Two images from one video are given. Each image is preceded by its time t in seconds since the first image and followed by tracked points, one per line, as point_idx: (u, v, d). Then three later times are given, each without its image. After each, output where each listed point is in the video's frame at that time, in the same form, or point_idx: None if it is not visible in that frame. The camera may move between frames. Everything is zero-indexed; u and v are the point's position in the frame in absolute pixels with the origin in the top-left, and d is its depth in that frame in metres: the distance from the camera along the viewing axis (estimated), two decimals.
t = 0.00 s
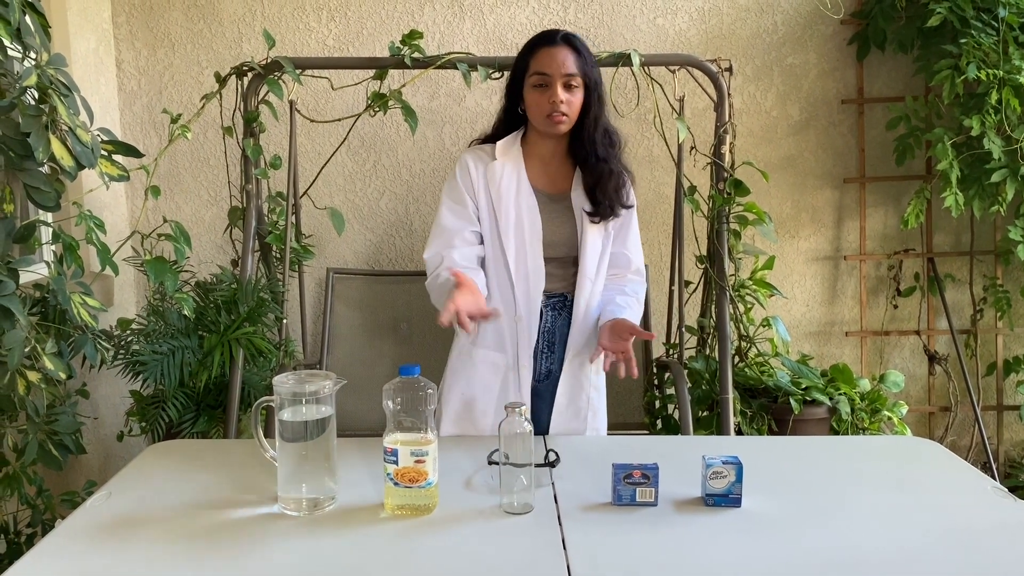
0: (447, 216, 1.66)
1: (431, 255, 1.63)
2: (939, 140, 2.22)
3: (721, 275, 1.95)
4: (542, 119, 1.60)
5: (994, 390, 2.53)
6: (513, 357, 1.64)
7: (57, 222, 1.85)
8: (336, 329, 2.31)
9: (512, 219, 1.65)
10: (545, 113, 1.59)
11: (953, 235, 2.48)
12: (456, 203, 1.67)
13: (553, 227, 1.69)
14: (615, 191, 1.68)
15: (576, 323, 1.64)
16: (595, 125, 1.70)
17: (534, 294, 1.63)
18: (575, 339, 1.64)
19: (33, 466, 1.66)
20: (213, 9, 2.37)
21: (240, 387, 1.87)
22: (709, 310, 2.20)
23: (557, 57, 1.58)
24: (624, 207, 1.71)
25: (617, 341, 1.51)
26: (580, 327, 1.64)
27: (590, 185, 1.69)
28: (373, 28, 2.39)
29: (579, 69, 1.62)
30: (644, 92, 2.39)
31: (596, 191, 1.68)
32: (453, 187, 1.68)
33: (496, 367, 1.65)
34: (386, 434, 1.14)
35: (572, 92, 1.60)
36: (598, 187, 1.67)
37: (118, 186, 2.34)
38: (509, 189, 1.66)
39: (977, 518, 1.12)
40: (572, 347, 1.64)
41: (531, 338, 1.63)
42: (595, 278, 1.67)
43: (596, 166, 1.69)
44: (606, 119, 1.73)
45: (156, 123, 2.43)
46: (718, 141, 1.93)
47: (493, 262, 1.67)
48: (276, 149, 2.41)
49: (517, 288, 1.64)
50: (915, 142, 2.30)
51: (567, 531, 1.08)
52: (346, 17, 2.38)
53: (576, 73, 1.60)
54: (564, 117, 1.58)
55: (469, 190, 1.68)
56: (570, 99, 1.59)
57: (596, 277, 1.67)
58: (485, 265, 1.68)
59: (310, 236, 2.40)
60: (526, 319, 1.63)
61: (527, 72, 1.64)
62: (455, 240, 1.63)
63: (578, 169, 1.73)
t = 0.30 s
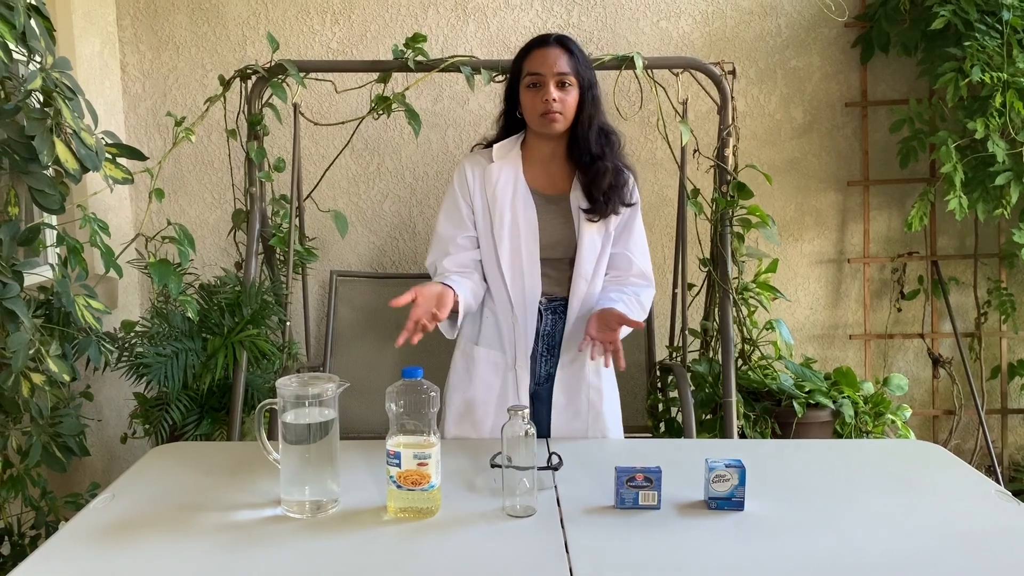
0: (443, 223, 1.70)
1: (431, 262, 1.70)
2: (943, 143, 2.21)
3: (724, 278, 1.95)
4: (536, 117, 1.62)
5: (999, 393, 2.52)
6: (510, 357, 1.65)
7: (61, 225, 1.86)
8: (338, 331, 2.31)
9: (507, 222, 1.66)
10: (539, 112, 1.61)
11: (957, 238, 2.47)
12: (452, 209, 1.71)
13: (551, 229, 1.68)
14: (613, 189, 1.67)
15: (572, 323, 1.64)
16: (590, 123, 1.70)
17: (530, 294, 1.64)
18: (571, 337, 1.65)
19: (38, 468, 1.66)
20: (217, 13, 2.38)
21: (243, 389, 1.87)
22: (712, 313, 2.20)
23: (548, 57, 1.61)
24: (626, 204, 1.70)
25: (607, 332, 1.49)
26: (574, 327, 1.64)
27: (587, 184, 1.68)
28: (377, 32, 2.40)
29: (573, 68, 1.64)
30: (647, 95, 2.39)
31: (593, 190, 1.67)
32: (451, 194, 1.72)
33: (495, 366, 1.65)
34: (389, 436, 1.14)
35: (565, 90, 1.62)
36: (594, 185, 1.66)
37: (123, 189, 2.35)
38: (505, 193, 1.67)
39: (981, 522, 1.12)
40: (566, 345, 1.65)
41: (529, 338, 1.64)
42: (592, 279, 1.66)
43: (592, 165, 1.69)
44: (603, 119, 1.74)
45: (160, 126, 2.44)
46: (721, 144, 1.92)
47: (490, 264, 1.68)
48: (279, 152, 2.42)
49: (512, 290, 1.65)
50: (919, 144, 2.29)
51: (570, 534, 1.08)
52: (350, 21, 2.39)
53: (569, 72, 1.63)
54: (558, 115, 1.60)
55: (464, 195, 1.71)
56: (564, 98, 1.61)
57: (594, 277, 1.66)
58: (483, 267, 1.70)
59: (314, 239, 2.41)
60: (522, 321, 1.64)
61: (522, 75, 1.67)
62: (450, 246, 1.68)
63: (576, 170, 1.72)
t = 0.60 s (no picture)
0: (444, 226, 1.71)
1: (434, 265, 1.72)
2: (944, 145, 2.21)
3: (726, 279, 1.95)
4: (531, 122, 1.63)
5: (1001, 395, 2.51)
6: (512, 358, 1.65)
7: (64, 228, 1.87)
8: (340, 333, 2.31)
9: (507, 225, 1.66)
10: (535, 118, 1.62)
11: (959, 240, 2.47)
12: (452, 212, 1.71)
13: (552, 231, 1.68)
14: (612, 191, 1.67)
15: (579, 322, 1.64)
16: (587, 126, 1.68)
17: (531, 295, 1.64)
18: (577, 340, 1.64)
19: (40, 470, 1.66)
20: (220, 16, 2.39)
21: (245, 392, 1.87)
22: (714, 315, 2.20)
23: (544, 62, 1.60)
24: (627, 204, 1.70)
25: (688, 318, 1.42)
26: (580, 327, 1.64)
27: (587, 185, 1.68)
28: (379, 34, 2.40)
29: (569, 72, 1.63)
30: (649, 97, 2.39)
31: (593, 191, 1.67)
32: (451, 197, 1.72)
33: (498, 368, 1.65)
34: (391, 438, 1.14)
35: (561, 95, 1.62)
36: (592, 187, 1.67)
37: (125, 192, 2.35)
38: (505, 196, 1.68)
39: (984, 524, 1.11)
40: (574, 351, 1.64)
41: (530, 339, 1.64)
42: (596, 279, 1.66)
43: (591, 167, 1.68)
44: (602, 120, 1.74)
45: (162, 129, 2.45)
46: (723, 146, 1.92)
47: (490, 267, 1.68)
48: (281, 155, 2.42)
49: (513, 292, 1.65)
50: (920, 146, 2.29)
51: (571, 536, 1.08)
52: (351, 23, 2.39)
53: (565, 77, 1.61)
54: (553, 120, 1.61)
55: (465, 198, 1.71)
56: (560, 102, 1.61)
57: (599, 277, 1.67)
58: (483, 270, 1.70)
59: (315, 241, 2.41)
60: (525, 320, 1.64)
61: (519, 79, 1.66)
62: (445, 247, 1.70)
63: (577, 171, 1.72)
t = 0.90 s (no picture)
0: (442, 229, 1.70)
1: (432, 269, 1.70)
2: (942, 145, 2.21)
3: (724, 280, 1.95)
4: (541, 135, 1.60)
5: (1000, 395, 2.52)
6: (513, 360, 1.65)
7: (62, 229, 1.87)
8: (339, 334, 2.31)
9: (507, 227, 1.66)
10: (544, 131, 1.59)
11: (957, 239, 2.47)
12: (450, 214, 1.70)
13: (551, 232, 1.69)
14: (612, 194, 1.67)
15: (579, 324, 1.64)
16: (591, 134, 1.69)
17: (533, 298, 1.64)
18: (578, 342, 1.64)
19: (39, 472, 1.66)
20: (218, 17, 2.39)
21: (244, 393, 1.87)
22: (712, 315, 2.20)
23: (556, 74, 1.56)
24: (626, 207, 1.69)
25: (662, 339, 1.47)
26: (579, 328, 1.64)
27: (585, 188, 1.68)
28: (377, 35, 2.40)
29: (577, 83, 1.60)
30: (647, 98, 2.40)
31: (592, 194, 1.66)
32: (449, 201, 1.71)
33: (499, 370, 1.66)
34: (390, 439, 1.14)
35: (570, 109, 1.59)
36: (593, 191, 1.66)
37: (123, 193, 2.35)
38: (504, 199, 1.67)
39: (982, 524, 1.11)
40: (575, 353, 1.65)
41: (530, 340, 1.64)
42: (596, 282, 1.66)
43: (590, 173, 1.68)
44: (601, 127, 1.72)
45: (161, 130, 2.45)
46: (721, 147, 1.92)
47: (490, 270, 1.67)
48: (280, 156, 2.42)
49: (514, 294, 1.64)
50: (918, 146, 2.29)
51: (570, 536, 1.08)
52: (350, 24, 2.39)
53: (575, 88, 1.59)
54: (562, 135, 1.59)
55: (463, 201, 1.70)
56: (569, 116, 1.59)
57: (598, 279, 1.66)
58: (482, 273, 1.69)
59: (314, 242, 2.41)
60: (526, 319, 1.64)
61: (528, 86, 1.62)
62: (446, 252, 1.68)
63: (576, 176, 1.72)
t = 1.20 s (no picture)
0: (452, 222, 1.64)
1: (438, 262, 1.63)
2: (936, 143, 2.22)
3: (718, 278, 1.95)
4: (553, 137, 1.58)
5: (993, 393, 2.52)
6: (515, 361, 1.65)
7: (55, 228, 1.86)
8: (333, 333, 2.31)
9: (516, 226, 1.64)
10: (556, 134, 1.58)
11: (951, 238, 2.48)
12: (461, 207, 1.66)
13: (556, 234, 1.69)
14: (620, 204, 1.67)
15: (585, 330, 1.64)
16: (606, 143, 1.69)
17: (539, 299, 1.63)
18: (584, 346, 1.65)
19: (32, 471, 1.66)
20: (212, 15, 2.38)
21: (238, 392, 1.87)
22: (706, 313, 2.20)
23: (573, 79, 1.55)
24: (629, 217, 1.70)
25: (642, 365, 1.50)
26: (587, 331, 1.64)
27: (594, 196, 1.68)
28: (371, 34, 2.40)
29: (594, 89, 1.59)
30: (642, 97, 2.40)
31: (601, 203, 1.67)
32: (458, 192, 1.67)
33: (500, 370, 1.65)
34: (383, 438, 1.14)
35: (584, 114, 1.58)
36: (602, 200, 1.67)
37: (117, 192, 2.35)
38: (513, 197, 1.65)
39: (974, 521, 1.12)
40: (583, 358, 1.65)
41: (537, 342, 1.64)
42: (602, 286, 1.66)
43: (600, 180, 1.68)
44: (615, 135, 1.72)
45: (154, 129, 2.44)
46: (716, 145, 1.92)
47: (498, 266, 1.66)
48: (274, 155, 2.42)
49: (522, 296, 1.64)
50: (912, 145, 2.30)
51: (563, 534, 1.08)
52: (344, 23, 2.39)
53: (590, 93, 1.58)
54: (574, 140, 1.57)
55: (474, 194, 1.66)
56: (582, 121, 1.57)
57: (603, 282, 1.67)
58: (490, 271, 1.68)
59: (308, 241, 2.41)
60: (531, 324, 1.64)
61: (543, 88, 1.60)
62: (459, 249, 1.63)
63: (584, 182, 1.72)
